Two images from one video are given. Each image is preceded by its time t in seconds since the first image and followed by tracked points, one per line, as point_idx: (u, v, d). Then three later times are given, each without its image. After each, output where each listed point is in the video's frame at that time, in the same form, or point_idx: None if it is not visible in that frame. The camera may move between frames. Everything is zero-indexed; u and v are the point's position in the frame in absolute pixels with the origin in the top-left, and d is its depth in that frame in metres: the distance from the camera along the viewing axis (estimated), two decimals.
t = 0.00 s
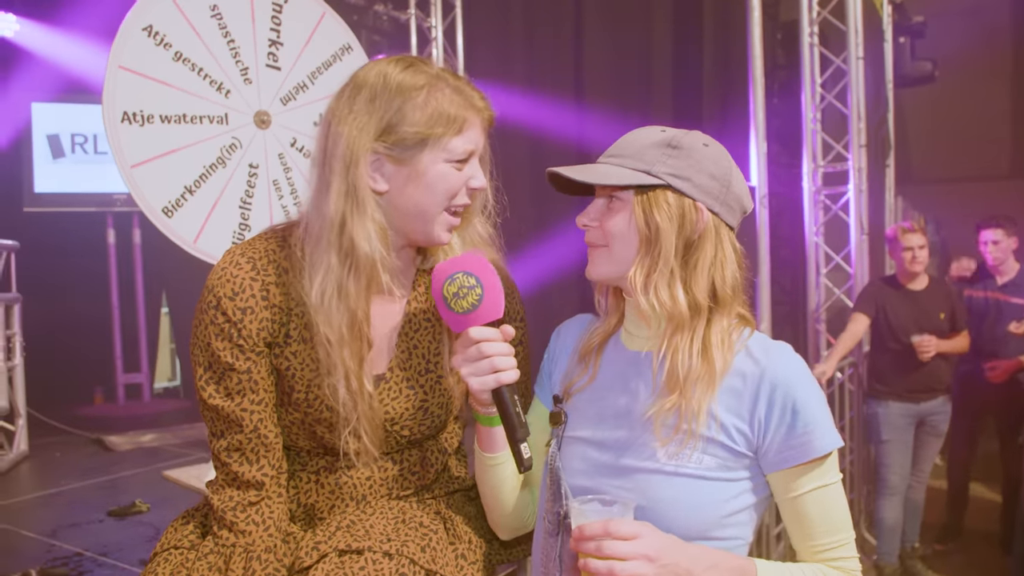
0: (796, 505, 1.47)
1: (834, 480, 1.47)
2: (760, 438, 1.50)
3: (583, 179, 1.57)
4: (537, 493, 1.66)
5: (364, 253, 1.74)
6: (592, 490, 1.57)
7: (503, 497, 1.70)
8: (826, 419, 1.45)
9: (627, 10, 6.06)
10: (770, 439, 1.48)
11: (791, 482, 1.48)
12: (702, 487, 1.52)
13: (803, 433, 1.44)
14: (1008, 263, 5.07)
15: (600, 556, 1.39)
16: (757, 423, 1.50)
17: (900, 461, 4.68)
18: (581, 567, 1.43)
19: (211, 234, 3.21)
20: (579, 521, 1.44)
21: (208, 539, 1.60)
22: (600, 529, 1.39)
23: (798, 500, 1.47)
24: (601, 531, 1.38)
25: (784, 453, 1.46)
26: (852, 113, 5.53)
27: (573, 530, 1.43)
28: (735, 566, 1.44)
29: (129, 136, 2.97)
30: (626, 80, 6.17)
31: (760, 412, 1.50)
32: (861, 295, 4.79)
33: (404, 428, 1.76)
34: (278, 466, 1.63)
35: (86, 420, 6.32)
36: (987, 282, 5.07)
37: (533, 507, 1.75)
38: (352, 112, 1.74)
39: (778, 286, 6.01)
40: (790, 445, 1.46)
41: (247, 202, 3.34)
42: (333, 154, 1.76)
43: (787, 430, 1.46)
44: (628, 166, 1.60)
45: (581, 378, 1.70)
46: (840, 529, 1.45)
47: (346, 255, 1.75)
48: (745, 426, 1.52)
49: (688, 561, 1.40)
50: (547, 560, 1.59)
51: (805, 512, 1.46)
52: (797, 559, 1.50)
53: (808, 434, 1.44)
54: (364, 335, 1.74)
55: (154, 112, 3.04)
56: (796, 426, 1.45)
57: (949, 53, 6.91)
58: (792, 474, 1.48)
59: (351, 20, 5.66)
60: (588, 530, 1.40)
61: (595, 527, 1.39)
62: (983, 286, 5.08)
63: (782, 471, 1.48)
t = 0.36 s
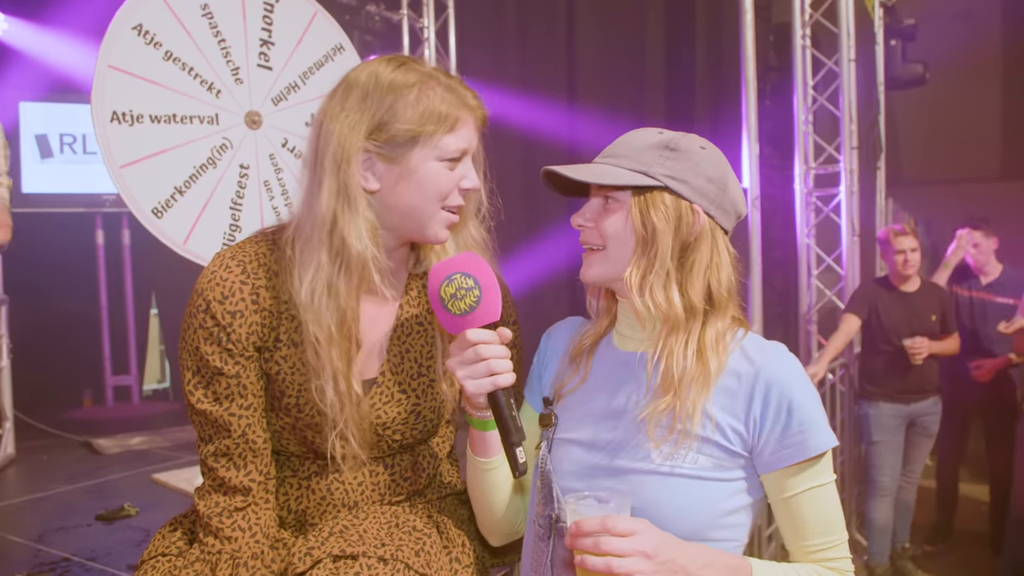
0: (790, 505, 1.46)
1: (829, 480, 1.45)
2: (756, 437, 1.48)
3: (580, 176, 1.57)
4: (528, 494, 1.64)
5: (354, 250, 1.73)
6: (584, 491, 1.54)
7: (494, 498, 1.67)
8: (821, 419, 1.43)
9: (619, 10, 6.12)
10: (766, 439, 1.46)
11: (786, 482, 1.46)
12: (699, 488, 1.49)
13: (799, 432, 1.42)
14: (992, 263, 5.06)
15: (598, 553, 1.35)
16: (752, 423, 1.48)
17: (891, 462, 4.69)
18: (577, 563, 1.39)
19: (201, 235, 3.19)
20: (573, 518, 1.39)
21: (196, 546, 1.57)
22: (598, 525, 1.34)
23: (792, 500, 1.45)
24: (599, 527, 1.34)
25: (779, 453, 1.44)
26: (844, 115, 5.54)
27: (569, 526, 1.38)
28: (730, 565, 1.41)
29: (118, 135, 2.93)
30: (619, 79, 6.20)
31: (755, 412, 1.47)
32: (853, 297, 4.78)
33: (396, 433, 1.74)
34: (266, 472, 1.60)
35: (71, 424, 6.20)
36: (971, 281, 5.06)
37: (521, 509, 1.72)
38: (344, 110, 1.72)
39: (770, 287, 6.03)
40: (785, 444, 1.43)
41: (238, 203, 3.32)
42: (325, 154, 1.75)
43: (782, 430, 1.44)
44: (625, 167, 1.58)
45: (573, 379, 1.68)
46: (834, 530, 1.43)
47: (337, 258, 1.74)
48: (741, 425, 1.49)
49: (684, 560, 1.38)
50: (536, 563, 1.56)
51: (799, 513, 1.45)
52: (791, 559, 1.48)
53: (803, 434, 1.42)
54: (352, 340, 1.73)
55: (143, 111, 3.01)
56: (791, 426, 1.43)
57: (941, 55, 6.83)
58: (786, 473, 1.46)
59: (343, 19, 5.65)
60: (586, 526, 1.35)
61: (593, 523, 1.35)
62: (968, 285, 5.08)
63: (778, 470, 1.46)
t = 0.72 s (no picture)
0: (790, 507, 1.45)
1: (830, 482, 1.44)
2: (756, 438, 1.47)
3: (576, 171, 1.57)
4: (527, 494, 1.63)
5: (344, 215, 1.71)
6: (582, 491, 1.53)
7: (492, 499, 1.66)
8: (822, 419, 1.43)
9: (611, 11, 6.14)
10: (767, 439, 1.45)
11: (786, 483, 1.45)
12: (699, 488, 1.48)
13: (800, 433, 1.41)
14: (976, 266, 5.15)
15: (597, 551, 1.34)
16: (752, 423, 1.47)
17: (885, 462, 4.69)
18: (576, 563, 1.37)
19: (194, 234, 3.18)
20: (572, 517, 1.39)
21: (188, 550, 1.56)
22: (598, 523, 1.33)
23: (792, 501, 1.44)
24: (599, 524, 1.33)
25: (780, 453, 1.43)
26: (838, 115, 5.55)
27: (568, 524, 1.37)
28: (730, 567, 1.40)
29: (110, 135, 2.91)
30: (612, 79, 6.23)
31: (756, 411, 1.47)
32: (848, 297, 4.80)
33: (393, 433, 1.73)
34: (258, 471, 1.58)
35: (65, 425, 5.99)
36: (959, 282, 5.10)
37: (520, 514, 1.71)
38: (319, 90, 1.73)
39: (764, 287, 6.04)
40: (786, 444, 1.43)
41: (230, 203, 3.31)
42: (303, 129, 1.75)
43: (783, 430, 1.43)
44: (627, 166, 1.56)
45: (571, 380, 1.67)
46: (835, 532, 1.43)
47: (319, 216, 1.73)
48: (741, 425, 1.48)
49: (684, 560, 1.37)
50: (536, 565, 1.55)
51: (799, 514, 1.44)
52: (790, 561, 1.48)
53: (804, 435, 1.41)
54: (349, 302, 1.72)
55: (135, 111, 3.00)
56: (791, 426, 1.43)
57: (934, 55, 7.07)
58: (786, 475, 1.45)
59: (336, 19, 5.60)
60: (586, 524, 1.34)
61: (593, 521, 1.34)
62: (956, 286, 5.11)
63: (778, 472, 1.46)
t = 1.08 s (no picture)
0: (800, 511, 1.44)
1: (838, 486, 1.44)
2: (764, 442, 1.46)
3: (582, 169, 1.55)
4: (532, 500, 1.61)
5: (297, 238, 1.67)
6: (588, 496, 1.51)
7: (494, 505, 1.64)
8: (831, 423, 1.42)
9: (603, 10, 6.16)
10: (775, 443, 1.44)
11: (795, 487, 1.44)
12: (707, 493, 1.46)
13: (808, 437, 1.41)
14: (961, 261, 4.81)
15: (606, 560, 1.32)
16: (761, 427, 1.46)
17: (879, 460, 4.69)
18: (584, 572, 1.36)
19: (187, 236, 3.15)
20: (581, 525, 1.38)
21: (183, 563, 1.51)
22: (606, 531, 1.32)
23: (802, 506, 1.43)
24: (607, 532, 1.32)
25: (789, 457, 1.42)
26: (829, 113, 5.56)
27: (577, 532, 1.36)
28: (740, 570, 1.38)
29: (100, 136, 2.89)
30: (604, 79, 6.25)
31: (764, 414, 1.45)
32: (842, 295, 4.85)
33: (384, 437, 1.66)
34: (250, 480, 1.54)
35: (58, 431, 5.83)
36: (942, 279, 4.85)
37: (525, 519, 1.70)
38: (294, 104, 1.69)
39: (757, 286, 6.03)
40: (795, 448, 1.42)
41: (222, 204, 3.27)
42: (274, 142, 1.73)
43: (792, 434, 1.42)
44: (633, 165, 1.55)
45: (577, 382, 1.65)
46: (845, 537, 1.42)
47: (285, 243, 1.68)
48: (750, 430, 1.47)
49: (692, 565, 1.35)
50: (541, 569, 1.54)
51: (809, 518, 1.43)
52: (800, 568, 1.46)
53: (814, 438, 1.40)
54: (320, 324, 1.65)
55: (127, 112, 2.98)
56: (801, 430, 1.42)
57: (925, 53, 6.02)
58: (795, 479, 1.44)
59: (326, 19, 5.58)
60: (594, 532, 1.33)
61: (601, 529, 1.33)
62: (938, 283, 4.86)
63: (787, 476, 1.44)
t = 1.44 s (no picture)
0: (812, 519, 1.41)
1: (850, 492, 1.41)
2: (776, 449, 1.42)
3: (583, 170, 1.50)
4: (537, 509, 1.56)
5: (342, 264, 1.58)
6: (594, 506, 1.47)
7: (499, 517, 1.60)
8: (843, 427, 1.38)
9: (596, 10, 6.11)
10: (787, 449, 1.40)
11: (808, 495, 1.41)
12: (717, 500, 1.43)
13: (821, 443, 1.37)
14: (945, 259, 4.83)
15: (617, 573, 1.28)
16: (773, 434, 1.42)
17: (875, 460, 4.66)
18: None
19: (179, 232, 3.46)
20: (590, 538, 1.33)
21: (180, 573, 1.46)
22: (618, 543, 1.28)
23: (815, 514, 1.41)
24: (619, 545, 1.28)
25: (801, 464, 1.39)
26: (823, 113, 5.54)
27: (586, 546, 1.31)
28: None
29: (90, 135, 3.10)
30: (598, 79, 6.19)
31: (776, 420, 1.41)
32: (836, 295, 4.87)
33: (386, 450, 1.62)
34: (252, 492, 1.48)
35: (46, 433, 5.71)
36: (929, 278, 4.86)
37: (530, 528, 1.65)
38: (326, 117, 1.59)
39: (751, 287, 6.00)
40: (808, 454, 1.38)
41: (213, 204, 3.61)
42: (307, 160, 1.60)
43: (804, 439, 1.39)
44: (634, 163, 1.52)
45: (581, 388, 1.60)
46: (858, 544, 1.39)
47: (320, 264, 1.59)
48: (760, 435, 1.43)
49: None
50: None
51: (822, 526, 1.40)
52: None
53: (827, 444, 1.37)
54: (347, 355, 1.59)
55: (117, 111, 3.21)
56: (813, 435, 1.38)
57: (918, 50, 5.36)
58: (807, 486, 1.41)
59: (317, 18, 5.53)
60: (605, 545, 1.29)
61: (613, 542, 1.29)
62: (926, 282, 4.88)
63: (800, 483, 1.41)
